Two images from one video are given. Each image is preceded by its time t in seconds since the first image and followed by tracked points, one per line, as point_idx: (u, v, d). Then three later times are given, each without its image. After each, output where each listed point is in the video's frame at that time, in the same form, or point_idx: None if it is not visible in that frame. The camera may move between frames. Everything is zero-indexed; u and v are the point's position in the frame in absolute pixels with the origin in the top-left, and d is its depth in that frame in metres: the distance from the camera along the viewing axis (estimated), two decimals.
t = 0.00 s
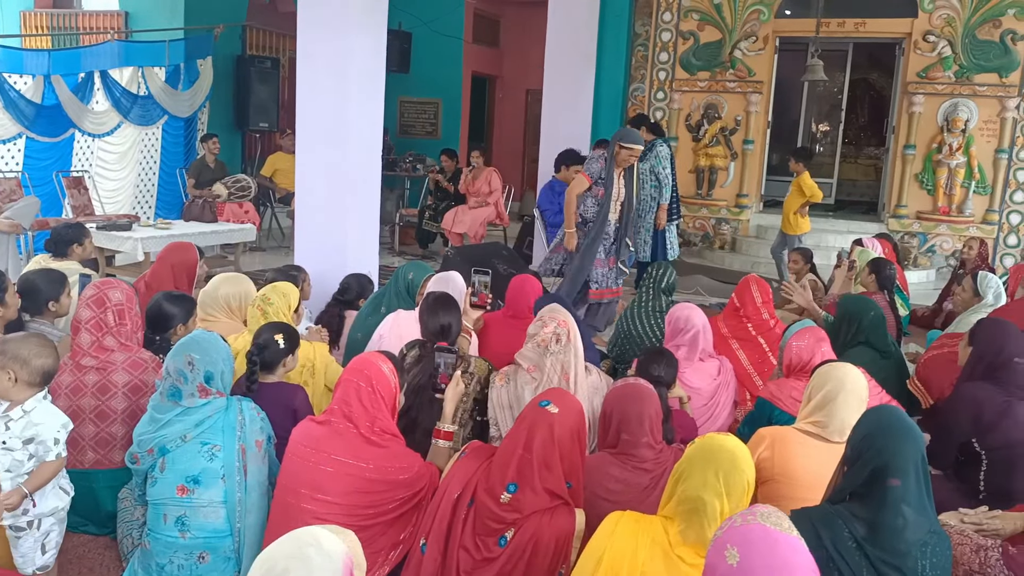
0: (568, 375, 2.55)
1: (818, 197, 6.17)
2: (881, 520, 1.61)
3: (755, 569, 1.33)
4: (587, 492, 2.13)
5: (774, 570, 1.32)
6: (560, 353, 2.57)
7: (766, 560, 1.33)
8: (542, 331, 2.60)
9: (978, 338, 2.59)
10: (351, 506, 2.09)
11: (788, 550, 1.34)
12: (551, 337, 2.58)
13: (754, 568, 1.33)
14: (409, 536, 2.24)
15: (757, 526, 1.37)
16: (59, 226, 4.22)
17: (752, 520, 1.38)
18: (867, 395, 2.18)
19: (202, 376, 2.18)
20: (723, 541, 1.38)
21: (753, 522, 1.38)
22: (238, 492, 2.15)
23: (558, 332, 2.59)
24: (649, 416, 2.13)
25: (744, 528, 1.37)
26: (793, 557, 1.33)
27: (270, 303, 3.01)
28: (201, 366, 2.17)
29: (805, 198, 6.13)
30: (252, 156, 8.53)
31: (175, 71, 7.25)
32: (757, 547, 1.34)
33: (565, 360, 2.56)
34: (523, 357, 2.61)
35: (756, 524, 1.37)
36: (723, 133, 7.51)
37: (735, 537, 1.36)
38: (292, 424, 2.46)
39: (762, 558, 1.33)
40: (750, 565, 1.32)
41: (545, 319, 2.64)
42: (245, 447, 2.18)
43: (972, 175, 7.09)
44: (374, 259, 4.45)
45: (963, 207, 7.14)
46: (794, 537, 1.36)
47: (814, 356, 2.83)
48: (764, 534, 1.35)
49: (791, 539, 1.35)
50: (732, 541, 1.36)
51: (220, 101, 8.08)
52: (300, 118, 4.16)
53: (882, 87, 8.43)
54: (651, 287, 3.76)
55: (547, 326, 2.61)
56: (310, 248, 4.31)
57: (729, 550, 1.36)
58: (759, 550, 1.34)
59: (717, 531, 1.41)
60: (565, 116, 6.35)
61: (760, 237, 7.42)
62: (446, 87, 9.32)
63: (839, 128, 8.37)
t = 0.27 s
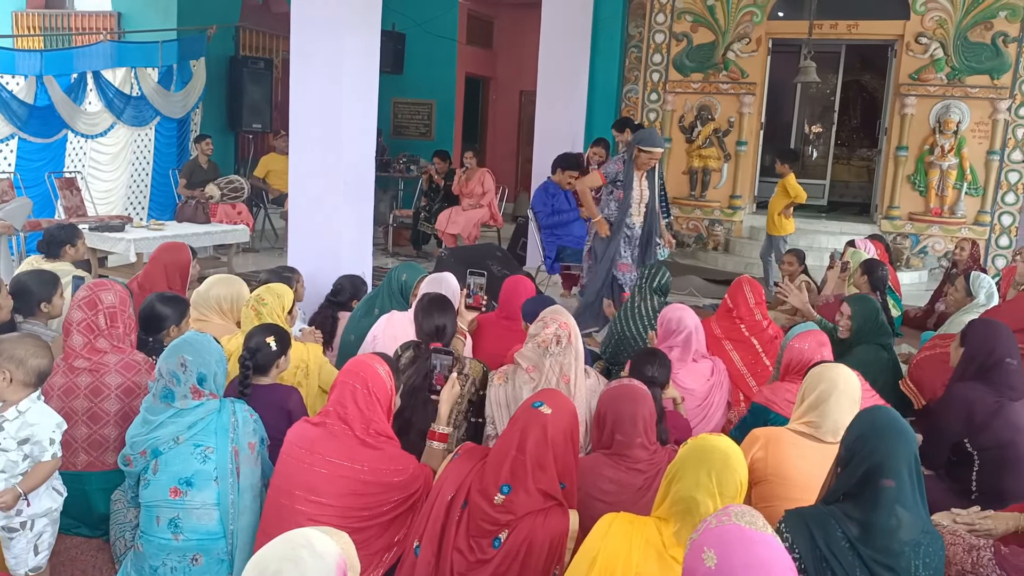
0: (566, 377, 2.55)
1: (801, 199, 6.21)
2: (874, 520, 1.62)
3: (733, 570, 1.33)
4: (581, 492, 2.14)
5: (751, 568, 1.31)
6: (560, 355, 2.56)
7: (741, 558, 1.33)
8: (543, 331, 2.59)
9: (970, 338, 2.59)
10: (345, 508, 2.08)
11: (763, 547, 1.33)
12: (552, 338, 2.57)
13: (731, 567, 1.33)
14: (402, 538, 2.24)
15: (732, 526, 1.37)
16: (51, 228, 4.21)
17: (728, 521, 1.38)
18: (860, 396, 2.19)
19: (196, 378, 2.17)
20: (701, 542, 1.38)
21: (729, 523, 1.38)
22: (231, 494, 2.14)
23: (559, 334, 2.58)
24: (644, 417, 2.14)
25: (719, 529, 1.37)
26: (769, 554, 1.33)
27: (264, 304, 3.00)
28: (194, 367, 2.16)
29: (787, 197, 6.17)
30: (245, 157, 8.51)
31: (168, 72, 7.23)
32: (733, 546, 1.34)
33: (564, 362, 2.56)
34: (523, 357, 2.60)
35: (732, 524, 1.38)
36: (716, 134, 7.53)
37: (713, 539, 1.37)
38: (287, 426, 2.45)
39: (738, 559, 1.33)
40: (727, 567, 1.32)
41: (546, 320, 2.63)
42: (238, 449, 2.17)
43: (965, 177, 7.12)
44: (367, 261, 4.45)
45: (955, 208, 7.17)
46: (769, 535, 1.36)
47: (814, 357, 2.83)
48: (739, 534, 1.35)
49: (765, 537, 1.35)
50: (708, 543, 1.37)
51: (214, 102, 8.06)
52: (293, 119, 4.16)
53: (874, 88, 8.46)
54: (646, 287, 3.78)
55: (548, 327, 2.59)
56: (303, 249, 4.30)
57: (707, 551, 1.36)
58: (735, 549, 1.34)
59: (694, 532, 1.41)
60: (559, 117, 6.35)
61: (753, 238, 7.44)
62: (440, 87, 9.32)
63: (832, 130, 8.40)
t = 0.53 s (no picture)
0: (566, 379, 2.55)
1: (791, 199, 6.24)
2: (870, 521, 1.62)
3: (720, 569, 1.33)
4: (578, 493, 2.13)
5: (739, 566, 1.31)
6: (559, 357, 2.55)
7: (729, 555, 1.32)
8: (544, 332, 2.57)
9: (964, 337, 2.59)
10: (341, 510, 2.06)
11: (751, 545, 1.33)
12: (552, 339, 2.55)
13: (719, 565, 1.32)
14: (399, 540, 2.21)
15: (719, 525, 1.37)
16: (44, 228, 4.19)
17: (715, 520, 1.39)
18: (852, 395, 2.20)
19: (191, 379, 2.17)
20: (689, 542, 1.38)
21: (715, 522, 1.38)
22: (227, 496, 2.13)
23: (559, 335, 2.56)
24: (641, 418, 2.14)
25: (706, 528, 1.37)
26: (756, 553, 1.33)
27: (259, 305, 2.99)
28: (189, 368, 2.16)
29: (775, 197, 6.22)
30: (240, 158, 8.49)
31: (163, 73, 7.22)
32: (720, 545, 1.34)
33: (564, 364, 2.55)
34: (523, 357, 2.59)
35: (719, 524, 1.38)
36: (711, 135, 7.57)
37: (700, 539, 1.36)
38: (283, 427, 2.44)
39: (726, 558, 1.33)
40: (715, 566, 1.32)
41: (548, 320, 2.61)
42: (233, 450, 2.17)
43: (959, 178, 7.14)
44: (363, 261, 4.45)
45: (949, 209, 7.20)
46: (757, 534, 1.36)
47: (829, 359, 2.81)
48: (726, 533, 1.36)
49: (753, 535, 1.35)
50: (696, 543, 1.36)
51: (208, 103, 8.04)
52: (288, 119, 4.15)
53: (869, 90, 8.49)
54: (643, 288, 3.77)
55: (549, 328, 2.58)
56: (298, 250, 4.29)
57: (694, 551, 1.36)
58: (723, 548, 1.34)
59: (681, 532, 1.41)
60: (555, 117, 6.35)
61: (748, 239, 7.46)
62: (435, 88, 9.32)
63: (827, 131, 8.43)
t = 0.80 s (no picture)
0: (565, 379, 2.54)
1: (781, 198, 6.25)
2: (868, 522, 1.62)
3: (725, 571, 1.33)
4: (576, 495, 2.13)
5: (743, 568, 1.31)
6: (558, 357, 2.55)
7: (735, 557, 1.32)
8: (544, 332, 2.58)
9: (960, 338, 2.59)
10: (340, 513, 2.05)
11: (757, 548, 1.33)
12: (552, 339, 2.56)
13: (724, 567, 1.32)
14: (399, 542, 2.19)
15: (725, 526, 1.37)
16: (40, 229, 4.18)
17: (722, 521, 1.38)
18: (846, 394, 2.20)
19: (188, 379, 2.15)
20: (694, 543, 1.38)
21: (721, 523, 1.38)
22: (224, 497, 2.12)
23: (559, 335, 2.57)
24: (639, 420, 2.14)
25: (712, 529, 1.37)
26: (762, 557, 1.33)
27: (256, 306, 2.98)
28: (186, 368, 2.15)
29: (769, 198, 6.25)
30: (236, 159, 8.47)
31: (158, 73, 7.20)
32: (726, 546, 1.34)
33: (563, 364, 2.55)
34: (521, 357, 2.59)
35: (725, 524, 1.37)
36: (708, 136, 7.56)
37: (706, 540, 1.36)
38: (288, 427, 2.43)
39: (732, 560, 1.33)
40: (721, 568, 1.32)
41: (548, 321, 2.62)
42: (230, 452, 2.16)
43: (954, 179, 7.16)
44: (359, 262, 4.44)
45: (944, 210, 7.22)
46: (763, 536, 1.36)
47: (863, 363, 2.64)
48: (732, 534, 1.35)
49: (760, 538, 1.35)
50: (701, 544, 1.36)
51: (204, 104, 8.03)
52: (285, 119, 4.14)
53: (865, 91, 8.51)
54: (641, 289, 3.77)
55: (549, 328, 2.59)
56: (294, 251, 4.29)
57: (700, 552, 1.36)
58: (728, 549, 1.33)
59: (686, 533, 1.41)
60: (551, 118, 6.35)
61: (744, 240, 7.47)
62: (431, 89, 9.32)
63: (822, 133, 8.45)
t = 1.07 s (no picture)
0: (563, 381, 2.53)
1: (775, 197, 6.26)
2: (867, 524, 1.62)
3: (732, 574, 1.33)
4: (575, 497, 2.12)
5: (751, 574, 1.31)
6: (556, 359, 2.55)
7: (745, 562, 1.32)
8: (542, 333, 2.57)
9: (956, 338, 2.59)
10: (338, 515, 2.04)
11: (767, 555, 1.33)
12: (551, 341, 2.55)
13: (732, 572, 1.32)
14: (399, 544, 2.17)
15: (734, 530, 1.37)
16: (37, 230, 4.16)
17: (731, 525, 1.38)
18: (840, 395, 2.21)
19: (185, 381, 2.14)
20: (702, 545, 1.37)
21: (730, 527, 1.38)
22: (222, 499, 2.12)
23: (558, 337, 2.56)
24: (636, 421, 2.14)
25: (722, 533, 1.37)
26: (771, 563, 1.33)
27: (253, 306, 2.96)
28: (183, 369, 2.14)
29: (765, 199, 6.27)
30: (233, 160, 8.46)
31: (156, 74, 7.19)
32: (734, 551, 1.34)
33: (560, 365, 2.55)
34: (519, 358, 2.59)
35: (735, 529, 1.37)
36: (705, 137, 7.55)
37: (714, 543, 1.36)
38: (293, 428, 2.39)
39: (740, 564, 1.33)
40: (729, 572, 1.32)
41: (546, 322, 2.61)
42: (228, 453, 2.16)
43: (951, 180, 7.18)
44: (357, 263, 4.44)
45: (942, 211, 7.23)
46: (772, 542, 1.36)
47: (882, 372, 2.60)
48: (742, 539, 1.35)
49: (770, 545, 1.35)
50: (710, 546, 1.36)
51: (201, 104, 8.01)
52: (282, 120, 4.13)
53: (862, 92, 8.53)
54: (639, 290, 3.77)
55: (547, 329, 2.58)
56: (291, 252, 4.28)
57: (708, 554, 1.35)
58: (738, 554, 1.33)
59: (694, 535, 1.41)
60: (549, 118, 6.35)
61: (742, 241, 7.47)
62: (429, 90, 9.32)
63: (819, 134, 8.46)
